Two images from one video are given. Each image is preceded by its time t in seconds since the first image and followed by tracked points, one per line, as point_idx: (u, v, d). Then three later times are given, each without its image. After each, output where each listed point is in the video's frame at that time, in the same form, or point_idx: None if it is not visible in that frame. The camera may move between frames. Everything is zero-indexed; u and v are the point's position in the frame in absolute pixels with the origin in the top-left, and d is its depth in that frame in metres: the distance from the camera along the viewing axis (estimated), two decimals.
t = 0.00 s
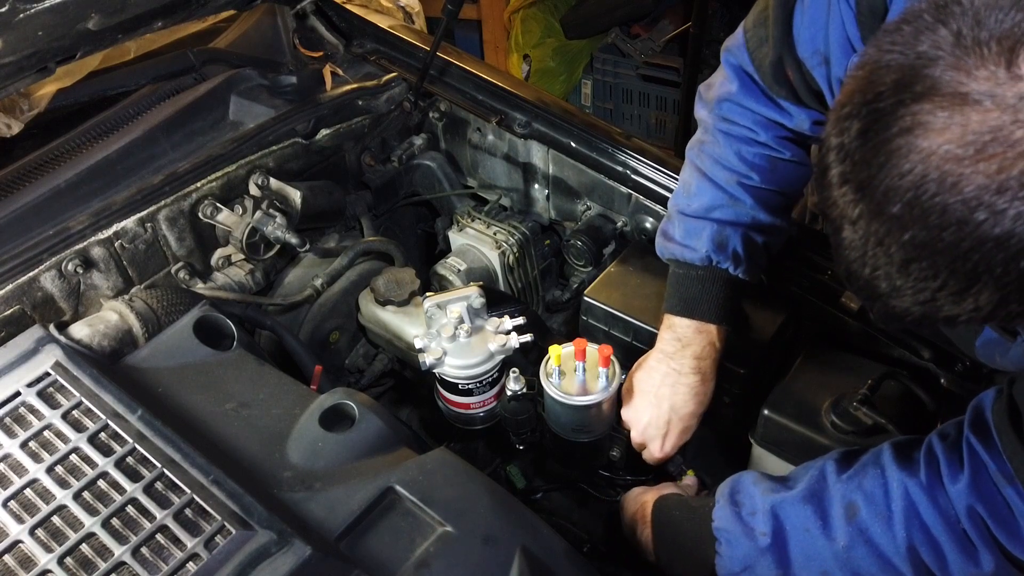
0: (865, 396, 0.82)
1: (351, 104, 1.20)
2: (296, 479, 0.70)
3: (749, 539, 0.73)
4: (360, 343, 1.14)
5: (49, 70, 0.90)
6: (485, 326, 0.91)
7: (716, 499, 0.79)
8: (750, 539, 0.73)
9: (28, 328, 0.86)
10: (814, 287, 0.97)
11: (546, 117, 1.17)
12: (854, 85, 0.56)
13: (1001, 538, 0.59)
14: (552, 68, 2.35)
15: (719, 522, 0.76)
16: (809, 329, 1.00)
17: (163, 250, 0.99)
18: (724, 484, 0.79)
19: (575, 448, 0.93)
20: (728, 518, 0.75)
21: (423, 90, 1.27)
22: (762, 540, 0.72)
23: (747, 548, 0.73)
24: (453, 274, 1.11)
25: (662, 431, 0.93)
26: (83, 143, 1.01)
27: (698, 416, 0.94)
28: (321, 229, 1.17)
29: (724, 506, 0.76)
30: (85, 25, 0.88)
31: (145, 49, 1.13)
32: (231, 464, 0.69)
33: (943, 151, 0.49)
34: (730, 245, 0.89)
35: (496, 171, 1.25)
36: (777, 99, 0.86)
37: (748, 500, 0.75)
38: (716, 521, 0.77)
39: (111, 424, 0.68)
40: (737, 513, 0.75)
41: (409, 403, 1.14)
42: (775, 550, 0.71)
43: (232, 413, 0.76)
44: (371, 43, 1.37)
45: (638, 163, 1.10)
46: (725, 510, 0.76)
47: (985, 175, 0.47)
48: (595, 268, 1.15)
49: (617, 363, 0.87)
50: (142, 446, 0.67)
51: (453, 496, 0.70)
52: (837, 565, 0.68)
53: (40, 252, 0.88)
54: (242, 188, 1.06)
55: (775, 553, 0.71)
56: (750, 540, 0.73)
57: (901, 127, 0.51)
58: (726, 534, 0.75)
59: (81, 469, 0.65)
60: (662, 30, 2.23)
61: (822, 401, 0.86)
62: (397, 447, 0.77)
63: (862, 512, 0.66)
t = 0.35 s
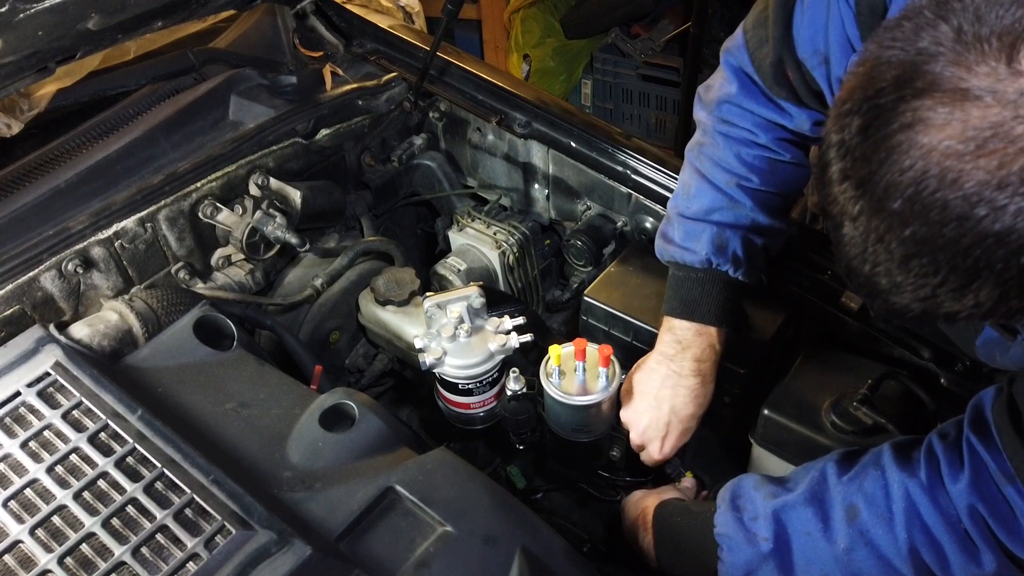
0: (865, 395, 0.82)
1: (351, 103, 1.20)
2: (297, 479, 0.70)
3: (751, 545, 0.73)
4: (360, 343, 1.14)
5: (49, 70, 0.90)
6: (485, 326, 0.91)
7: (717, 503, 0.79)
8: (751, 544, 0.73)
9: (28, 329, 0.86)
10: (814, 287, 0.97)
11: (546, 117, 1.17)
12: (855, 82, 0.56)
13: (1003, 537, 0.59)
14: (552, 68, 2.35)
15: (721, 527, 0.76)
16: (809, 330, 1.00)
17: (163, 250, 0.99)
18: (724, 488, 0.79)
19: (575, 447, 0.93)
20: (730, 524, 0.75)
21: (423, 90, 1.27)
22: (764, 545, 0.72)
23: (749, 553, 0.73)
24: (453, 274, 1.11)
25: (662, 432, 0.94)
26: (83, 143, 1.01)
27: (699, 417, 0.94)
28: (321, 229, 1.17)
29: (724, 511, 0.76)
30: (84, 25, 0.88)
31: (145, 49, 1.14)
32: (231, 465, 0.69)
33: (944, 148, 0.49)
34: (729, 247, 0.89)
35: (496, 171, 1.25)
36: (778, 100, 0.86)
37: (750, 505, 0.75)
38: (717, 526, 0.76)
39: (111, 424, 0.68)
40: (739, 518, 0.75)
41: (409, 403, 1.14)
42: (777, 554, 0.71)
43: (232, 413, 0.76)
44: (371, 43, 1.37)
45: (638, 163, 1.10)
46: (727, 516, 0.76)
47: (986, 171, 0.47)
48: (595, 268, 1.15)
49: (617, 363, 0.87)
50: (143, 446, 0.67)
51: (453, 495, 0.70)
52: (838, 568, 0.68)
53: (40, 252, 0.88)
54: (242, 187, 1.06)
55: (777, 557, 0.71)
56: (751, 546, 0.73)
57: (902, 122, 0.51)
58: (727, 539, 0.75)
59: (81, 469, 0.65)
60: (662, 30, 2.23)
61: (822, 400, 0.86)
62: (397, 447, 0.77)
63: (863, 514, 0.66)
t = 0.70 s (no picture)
0: (865, 395, 0.82)
1: (351, 103, 1.20)
2: (297, 479, 0.70)
3: (751, 546, 0.73)
4: (360, 343, 1.14)
5: (49, 70, 0.90)
6: (485, 326, 0.91)
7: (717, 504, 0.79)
8: (752, 546, 0.73)
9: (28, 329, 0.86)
10: (814, 287, 0.97)
11: (546, 117, 1.17)
12: (857, 81, 0.56)
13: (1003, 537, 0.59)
14: (552, 68, 2.35)
15: (721, 529, 0.76)
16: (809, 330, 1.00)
17: (163, 250, 0.99)
18: (724, 489, 0.79)
19: (575, 447, 0.93)
20: (730, 525, 0.75)
21: (423, 90, 1.27)
22: (764, 546, 0.72)
23: (750, 555, 0.73)
24: (453, 274, 1.11)
25: (661, 432, 0.93)
26: (83, 143, 1.01)
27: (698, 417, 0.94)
28: (321, 229, 1.17)
29: (725, 513, 0.76)
30: (84, 25, 0.88)
31: (145, 49, 1.13)
32: (230, 464, 0.69)
33: (948, 146, 0.49)
34: (727, 247, 0.88)
35: (496, 171, 1.25)
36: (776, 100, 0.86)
37: (750, 506, 0.75)
38: (717, 528, 0.76)
39: (111, 424, 0.68)
40: (739, 519, 0.75)
41: (409, 403, 1.14)
42: (777, 555, 0.72)
43: (232, 412, 0.76)
44: (371, 43, 1.37)
45: (638, 163, 1.10)
46: (727, 517, 0.76)
47: (991, 169, 0.47)
48: (595, 267, 1.15)
49: (617, 363, 0.87)
50: (142, 446, 0.67)
51: (453, 495, 0.70)
52: (839, 569, 0.68)
53: (40, 252, 0.88)
54: (243, 187, 1.06)
55: (778, 558, 0.72)
56: (751, 547, 0.73)
57: (905, 121, 0.51)
58: (727, 540, 0.75)
59: (81, 469, 0.65)
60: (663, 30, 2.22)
61: (822, 400, 0.86)
62: (397, 446, 0.77)
63: (863, 515, 0.66)
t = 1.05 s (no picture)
0: (865, 395, 0.81)
1: (351, 103, 1.20)
2: (296, 479, 0.70)
3: (750, 548, 0.73)
4: (360, 342, 1.14)
5: (49, 70, 0.90)
6: (485, 326, 0.91)
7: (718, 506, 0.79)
8: (751, 548, 0.73)
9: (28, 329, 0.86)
10: (813, 287, 0.97)
11: (546, 117, 1.17)
12: (858, 81, 0.56)
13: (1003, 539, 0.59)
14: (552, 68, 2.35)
15: (722, 531, 0.76)
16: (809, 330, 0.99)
17: (163, 250, 0.99)
18: (725, 491, 0.79)
19: (575, 447, 0.93)
20: (730, 527, 0.75)
21: (423, 90, 1.27)
22: (764, 548, 0.72)
23: (750, 557, 0.73)
24: (453, 274, 1.11)
25: (661, 430, 0.94)
26: (83, 143, 1.01)
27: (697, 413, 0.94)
28: (321, 229, 1.17)
29: (725, 515, 0.76)
30: (84, 25, 0.88)
31: (144, 49, 1.14)
32: (230, 463, 0.69)
33: (949, 147, 0.49)
34: (724, 243, 0.88)
35: (496, 171, 1.25)
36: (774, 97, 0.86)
37: (750, 509, 0.75)
38: (717, 529, 0.76)
39: (111, 424, 0.68)
40: (739, 521, 0.75)
41: (409, 403, 1.14)
42: (777, 557, 0.71)
43: (232, 411, 0.76)
44: (371, 43, 1.37)
45: (638, 163, 1.10)
46: (727, 519, 0.76)
47: (992, 170, 0.47)
48: (595, 268, 1.15)
49: (617, 363, 0.87)
50: (142, 446, 0.67)
51: (453, 496, 0.69)
52: (839, 571, 0.68)
53: (40, 252, 0.88)
54: (243, 187, 1.06)
55: (778, 559, 0.71)
56: (751, 549, 0.73)
57: (906, 121, 0.51)
58: (728, 542, 0.75)
59: (81, 469, 0.65)
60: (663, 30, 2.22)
61: (822, 400, 0.86)
62: (397, 447, 0.77)
63: (863, 517, 0.66)
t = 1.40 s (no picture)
0: (865, 395, 0.81)
1: (350, 103, 1.20)
2: (296, 479, 0.70)
3: (751, 556, 0.73)
4: (360, 343, 1.14)
5: (49, 70, 0.90)
6: (485, 326, 0.91)
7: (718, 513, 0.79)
8: (752, 556, 0.73)
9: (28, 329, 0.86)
10: (813, 287, 0.97)
11: (546, 117, 1.17)
12: (852, 76, 0.56)
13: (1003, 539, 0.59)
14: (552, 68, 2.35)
15: (722, 539, 0.76)
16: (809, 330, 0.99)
17: (163, 250, 0.99)
18: (724, 498, 0.79)
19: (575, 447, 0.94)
20: (730, 535, 0.75)
21: (423, 90, 1.27)
22: (765, 555, 0.72)
23: (751, 564, 0.73)
24: (453, 274, 1.11)
25: (670, 434, 0.94)
26: (83, 143, 1.01)
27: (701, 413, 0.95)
28: (321, 229, 1.17)
29: (725, 523, 0.76)
30: (84, 25, 0.88)
31: (144, 49, 1.14)
32: (230, 464, 0.69)
33: (944, 141, 0.49)
34: (725, 246, 0.88)
35: (496, 171, 1.25)
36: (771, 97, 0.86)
37: (750, 516, 0.75)
38: (717, 538, 0.77)
39: (111, 424, 0.68)
40: (739, 528, 0.75)
41: (409, 403, 1.14)
42: (778, 564, 0.72)
43: (232, 412, 0.76)
44: (371, 42, 1.37)
45: (638, 163, 1.10)
46: (727, 526, 0.76)
47: (985, 164, 0.47)
48: (595, 268, 1.15)
49: (617, 363, 0.87)
50: (142, 446, 0.67)
51: (452, 495, 0.70)
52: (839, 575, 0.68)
53: (40, 252, 0.88)
54: (242, 187, 1.06)
55: (779, 566, 0.72)
56: (752, 557, 0.73)
57: (899, 116, 0.51)
58: (728, 550, 0.75)
59: (81, 469, 0.65)
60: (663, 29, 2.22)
61: (821, 400, 0.86)
62: (397, 447, 0.77)
63: (862, 521, 0.66)
